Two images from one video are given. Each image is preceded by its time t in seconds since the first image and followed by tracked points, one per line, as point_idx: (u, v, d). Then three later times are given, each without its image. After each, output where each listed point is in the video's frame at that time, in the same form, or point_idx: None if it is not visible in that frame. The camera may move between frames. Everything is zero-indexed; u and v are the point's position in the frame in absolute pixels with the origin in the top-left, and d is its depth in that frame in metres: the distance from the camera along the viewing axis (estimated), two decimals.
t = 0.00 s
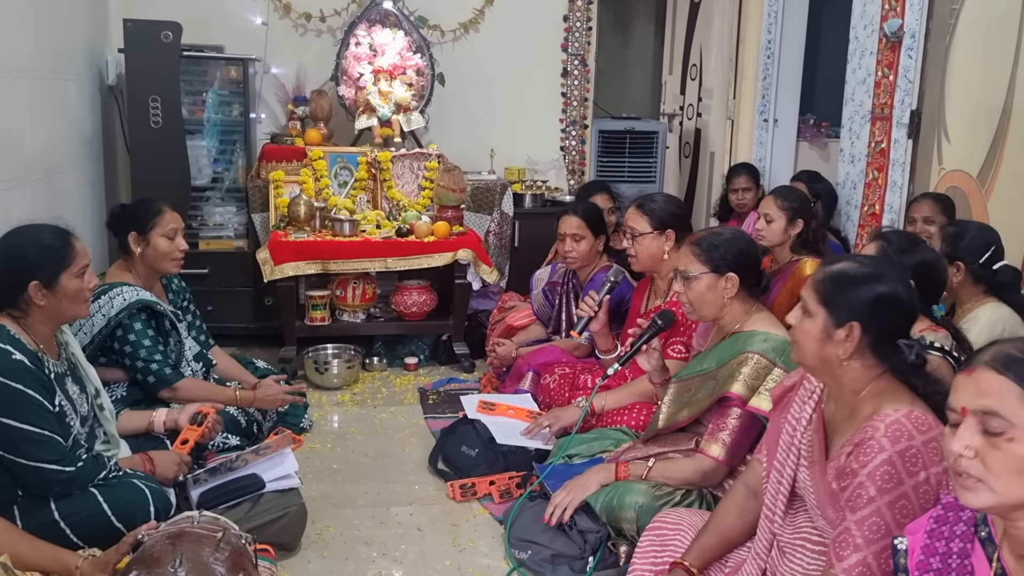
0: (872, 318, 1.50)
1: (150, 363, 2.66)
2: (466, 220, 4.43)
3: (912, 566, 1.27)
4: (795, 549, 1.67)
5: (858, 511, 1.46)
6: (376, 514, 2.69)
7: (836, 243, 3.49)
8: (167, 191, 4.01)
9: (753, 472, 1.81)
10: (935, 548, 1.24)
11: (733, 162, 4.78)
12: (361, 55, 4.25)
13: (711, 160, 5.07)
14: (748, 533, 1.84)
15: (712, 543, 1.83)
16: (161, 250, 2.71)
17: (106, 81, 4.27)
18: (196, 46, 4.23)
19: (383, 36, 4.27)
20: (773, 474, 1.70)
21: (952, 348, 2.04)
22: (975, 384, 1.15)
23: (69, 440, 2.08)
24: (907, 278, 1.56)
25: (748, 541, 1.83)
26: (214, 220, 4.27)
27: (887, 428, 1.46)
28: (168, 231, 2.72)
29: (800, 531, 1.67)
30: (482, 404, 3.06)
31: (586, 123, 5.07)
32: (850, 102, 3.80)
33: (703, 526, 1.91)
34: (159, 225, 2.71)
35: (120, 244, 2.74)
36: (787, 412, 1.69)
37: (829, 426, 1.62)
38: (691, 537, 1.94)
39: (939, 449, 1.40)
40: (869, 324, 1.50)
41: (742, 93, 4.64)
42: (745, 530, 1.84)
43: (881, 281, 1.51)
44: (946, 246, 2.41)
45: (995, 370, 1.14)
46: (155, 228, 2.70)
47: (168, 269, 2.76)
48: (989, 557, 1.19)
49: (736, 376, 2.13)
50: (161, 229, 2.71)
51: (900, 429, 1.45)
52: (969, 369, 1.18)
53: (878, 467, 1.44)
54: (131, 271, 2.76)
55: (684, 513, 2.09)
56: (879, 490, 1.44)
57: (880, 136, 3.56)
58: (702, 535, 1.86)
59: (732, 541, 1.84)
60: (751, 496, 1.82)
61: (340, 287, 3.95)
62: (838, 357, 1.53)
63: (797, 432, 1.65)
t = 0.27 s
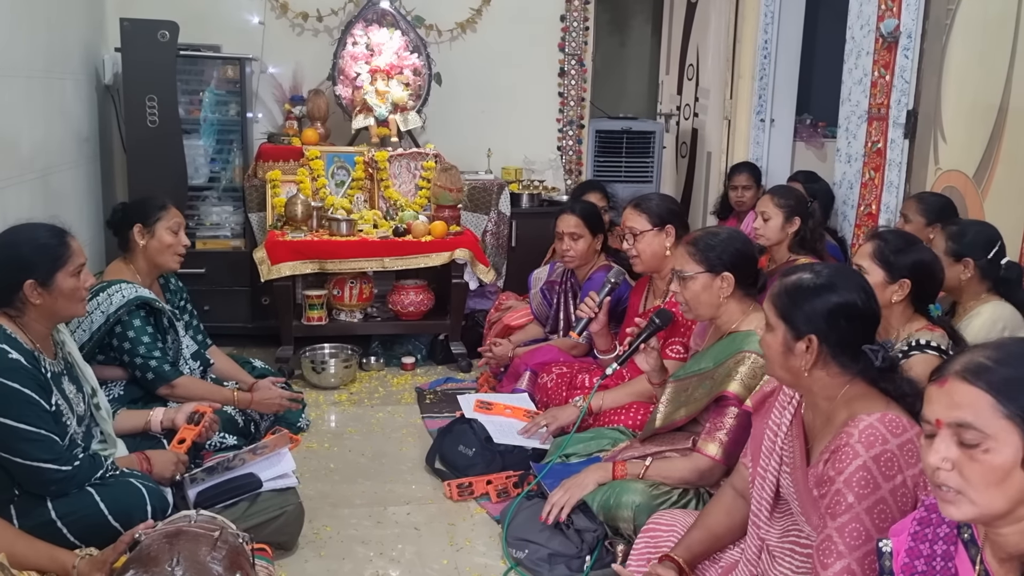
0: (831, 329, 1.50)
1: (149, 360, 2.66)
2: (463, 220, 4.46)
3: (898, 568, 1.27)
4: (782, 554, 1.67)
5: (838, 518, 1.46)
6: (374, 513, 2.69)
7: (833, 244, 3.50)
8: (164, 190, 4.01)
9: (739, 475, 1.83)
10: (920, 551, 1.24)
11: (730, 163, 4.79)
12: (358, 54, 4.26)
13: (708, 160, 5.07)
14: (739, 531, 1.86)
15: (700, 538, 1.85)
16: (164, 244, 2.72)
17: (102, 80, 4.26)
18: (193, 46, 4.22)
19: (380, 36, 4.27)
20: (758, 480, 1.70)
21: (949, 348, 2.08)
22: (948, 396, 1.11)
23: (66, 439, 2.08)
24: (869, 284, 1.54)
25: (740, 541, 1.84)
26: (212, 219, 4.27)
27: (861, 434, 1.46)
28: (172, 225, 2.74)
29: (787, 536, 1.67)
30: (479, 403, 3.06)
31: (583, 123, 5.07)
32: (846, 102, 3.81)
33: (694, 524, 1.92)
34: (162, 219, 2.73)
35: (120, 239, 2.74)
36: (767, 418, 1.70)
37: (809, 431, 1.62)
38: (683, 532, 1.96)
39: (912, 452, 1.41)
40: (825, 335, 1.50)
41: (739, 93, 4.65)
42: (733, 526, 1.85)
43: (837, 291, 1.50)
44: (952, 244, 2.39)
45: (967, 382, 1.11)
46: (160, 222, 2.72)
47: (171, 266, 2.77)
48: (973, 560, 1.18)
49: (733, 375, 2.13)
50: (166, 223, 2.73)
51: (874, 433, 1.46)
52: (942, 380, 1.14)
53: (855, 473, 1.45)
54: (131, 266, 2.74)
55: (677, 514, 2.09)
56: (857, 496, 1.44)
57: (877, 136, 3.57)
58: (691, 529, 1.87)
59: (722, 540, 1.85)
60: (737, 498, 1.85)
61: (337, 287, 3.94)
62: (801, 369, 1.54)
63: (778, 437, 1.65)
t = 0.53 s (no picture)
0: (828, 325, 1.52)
1: (147, 360, 2.65)
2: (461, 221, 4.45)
3: (894, 570, 1.28)
4: (781, 558, 1.67)
5: (836, 521, 1.46)
6: (372, 514, 2.69)
7: (832, 245, 3.50)
8: (162, 190, 4.01)
9: (735, 478, 1.83)
10: (915, 553, 1.24)
11: (728, 164, 4.79)
12: (357, 55, 4.26)
13: (706, 161, 5.07)
14: (738, 531, 1.85)
15: (697, 538, 1.85)
16: (172, 248, 2.75)
17: (100, 80, 4.25)
18: (191, 46, 4.22)
19: (378, 36, 4.26)
20: (752, 484, 1.71)
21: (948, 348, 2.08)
22: (927, 405, 1.13)
23: (64, 439, 2.08)
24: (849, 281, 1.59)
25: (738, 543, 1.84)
26: (210, 220, 4.27)
27: (857, 436, 1.46)
28: (178, 228, 2.77)
29: (784, 539, 1.67)
30: (478, 404, 3.06)
31: (582, 123, 5.07)
32: (845, 103, 3.81)
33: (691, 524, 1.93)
34: (166, 224, 2.74)
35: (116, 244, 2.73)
36: (761, 423, 1.70)
37: (804, 435, 1.62)
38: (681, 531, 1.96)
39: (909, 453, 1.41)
40: (827, 331, 1.52)
41: (738, 94, 4.65)
42: (731, 527, 1.85)
43: (825, 286, 1.54)
44: (968, 244, 2.36)
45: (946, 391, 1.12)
46: (167, 227, 2.73)
47: (174, 267, 2.80)
48: (968, 562, 1.18)
49: (731, 376, 2.13)
50: (172, 228, 2.74)
51: (870, 435, 1.46)
52: (922, 387, 1.15)
53: (852, 475, 1.45)
54: (132, 266, 2.74)
55: (675, 515, 2.09)
56: (854, 498, 1.44)
57: (876, 137, 3.57)
58: (688, 529, 1.88)
59: (720, 539, 1.85)
60: (734, 501, 1.84)
61: (335, 287, 3.94)
62: (807, 370, 1.54)
63: (773, 441, 1.66)
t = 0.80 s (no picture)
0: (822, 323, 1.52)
1: (145, 363, 2.66)
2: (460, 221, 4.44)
3: (893, 571, 1.27)
4: (780, 558, 1.67)
5: (835, 520, 1.46)
6: (371, 515, 2.69)
7: (829, 245, 3.50)
8: (160, 192, 4.01)
9: (735, 479, 1.83)
10: (914, 554, 1.24)
11: (726, 165, 4.80)
12: (355, 56, 4.26)
13: (704, 162, 5.08)
14: (737, 533, 1.86)
15: (697, 539, 1.85)
16: (165, 254, 2.73)
17: (98, 82, 4.25)
18: (189, 48, 4.22)
19: (377, 38, 4.26)
20: (752, 485, 1.71)
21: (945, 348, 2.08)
22: (933, 408, 1.12)
23: (62, 441, 2.08)
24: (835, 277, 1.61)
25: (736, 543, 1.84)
26: (208, 221, 4.26)
27: (856, 435, 1.46)
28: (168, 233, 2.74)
29: (784, 539, 1.67)
30: (477, 406, 3.06)
31: (580, 124, 5.07)
32: (843, 104, 3.82)
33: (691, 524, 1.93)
34: (160, 229, 2.73)
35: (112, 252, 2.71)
36: (761, 423, 1.71)
37: (803, 436, 1.62)
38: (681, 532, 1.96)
39: (907, 452, 1.41)
40: (821, 326, 1.52)
41: (735, 95, 4.66)
42: (732, 529, 1.85)
43: (815, 283, 1.55)
44: (993, 245, 2.34)
45: (950, 393, 1.12)
46: (157, 233, 2.71)
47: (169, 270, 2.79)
48: (967, 562, 1.19)
49: (731, 378, 2.11)
50: (162, 234, 2.72)
51: (869, 435, 1.46)
52: (925, 392, 1.15)
53: (851, 475, 1.45)
54: (125, 274, 2.74)
55: (675, 516, 2.09)
56: (853, 498, 1.45)
57: (874, 138, 3.57)
58: (689, 530, 1.88)
59: (719, 539, 1.86)
60: (735, 502, 1.85)
61: (334, 288, 3.95)
62: (805, 368, 1.54)
63: (772, 441, 1.66)
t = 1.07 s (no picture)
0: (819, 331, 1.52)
1: (143, 364, 2.66)
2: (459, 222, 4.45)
3: (893, 571, 1.28)
4: (780, 558, 1.68)
5: (834, 521, 1.46)
6: (370, 516, 2.69)
7: (827, 245, 3.51)
8: (158, 192, 4.00)
9: (734, 480, 1.84)
10: (914, 554, 1.25)
11: (725, 166, 4.80)
12: (354, 56, 4.25)
13: (703, 163, 5.08)
14: (737, 533, 1.86)
15: (696, 538, 1.85)
16: (151, 258, 2.71)
17: (97, 82, 4.25)
18: (188, 48, 4.22)
19: (375, 38, 4.26)
20: (751, 485, 1.71)
21: (943, 350, 2.08)
22: (928, 408, 1.13)
23: (62, 442, 2.08)
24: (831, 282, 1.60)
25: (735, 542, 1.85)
26: (207, 222, 4.24)
27: (855, 436, 1.47)
28: (155, 237, 2.70)
29: (783, 539, 1.68)
30: (475, 406, 3.06)
31: (579, 125, 5.07)
32: (841, 104, 3.82)
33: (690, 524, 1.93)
34: (145, 233, 2.70)
35: (109, 249, 2.73)
36: (759, 424, 1.71)
37: (802, 436, 1.62)
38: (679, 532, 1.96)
39: (906, 453, 1.42)
40: (818, 340, 1.52)
41: (734, 95, 4.67)
42: (731, 529, 1.86)
43: (809, 293, 1.54)
44: (1019, 247, 2.28)
45: (945, 394, 1.12)
46: (142, 237, 2.69)
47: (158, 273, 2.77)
48: (966, 563, 1.19)
49: (729, 380, 2.11)
50: (146, 238, 2.69)
51: (868, 435, 1.46)
52: (921, 392, 1.15)
53: (850, 476, 1.45)
54: (120, 275, 2.76)
55: (674, 516, 2.10)
56: (853, 498, 1.45)
57: (872, 139, 3.58)
58: (688, 530, 1.88)
59: (718, 539, 1.86)
60: (734, 502, 1.85)
61: (333, 289, 3.95)
62: (802, 379, 1.54)
63: (771, 441, 1.66)
